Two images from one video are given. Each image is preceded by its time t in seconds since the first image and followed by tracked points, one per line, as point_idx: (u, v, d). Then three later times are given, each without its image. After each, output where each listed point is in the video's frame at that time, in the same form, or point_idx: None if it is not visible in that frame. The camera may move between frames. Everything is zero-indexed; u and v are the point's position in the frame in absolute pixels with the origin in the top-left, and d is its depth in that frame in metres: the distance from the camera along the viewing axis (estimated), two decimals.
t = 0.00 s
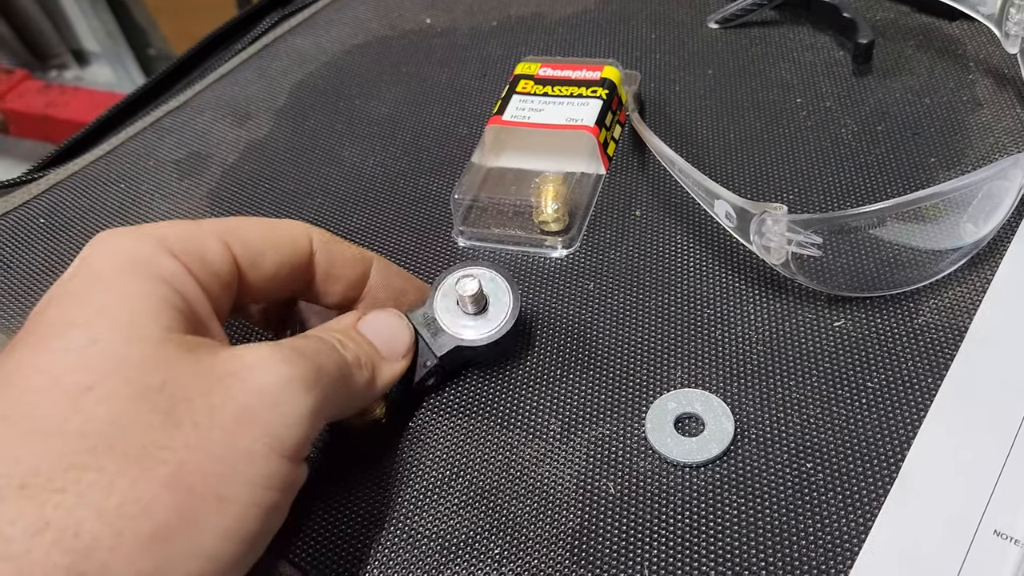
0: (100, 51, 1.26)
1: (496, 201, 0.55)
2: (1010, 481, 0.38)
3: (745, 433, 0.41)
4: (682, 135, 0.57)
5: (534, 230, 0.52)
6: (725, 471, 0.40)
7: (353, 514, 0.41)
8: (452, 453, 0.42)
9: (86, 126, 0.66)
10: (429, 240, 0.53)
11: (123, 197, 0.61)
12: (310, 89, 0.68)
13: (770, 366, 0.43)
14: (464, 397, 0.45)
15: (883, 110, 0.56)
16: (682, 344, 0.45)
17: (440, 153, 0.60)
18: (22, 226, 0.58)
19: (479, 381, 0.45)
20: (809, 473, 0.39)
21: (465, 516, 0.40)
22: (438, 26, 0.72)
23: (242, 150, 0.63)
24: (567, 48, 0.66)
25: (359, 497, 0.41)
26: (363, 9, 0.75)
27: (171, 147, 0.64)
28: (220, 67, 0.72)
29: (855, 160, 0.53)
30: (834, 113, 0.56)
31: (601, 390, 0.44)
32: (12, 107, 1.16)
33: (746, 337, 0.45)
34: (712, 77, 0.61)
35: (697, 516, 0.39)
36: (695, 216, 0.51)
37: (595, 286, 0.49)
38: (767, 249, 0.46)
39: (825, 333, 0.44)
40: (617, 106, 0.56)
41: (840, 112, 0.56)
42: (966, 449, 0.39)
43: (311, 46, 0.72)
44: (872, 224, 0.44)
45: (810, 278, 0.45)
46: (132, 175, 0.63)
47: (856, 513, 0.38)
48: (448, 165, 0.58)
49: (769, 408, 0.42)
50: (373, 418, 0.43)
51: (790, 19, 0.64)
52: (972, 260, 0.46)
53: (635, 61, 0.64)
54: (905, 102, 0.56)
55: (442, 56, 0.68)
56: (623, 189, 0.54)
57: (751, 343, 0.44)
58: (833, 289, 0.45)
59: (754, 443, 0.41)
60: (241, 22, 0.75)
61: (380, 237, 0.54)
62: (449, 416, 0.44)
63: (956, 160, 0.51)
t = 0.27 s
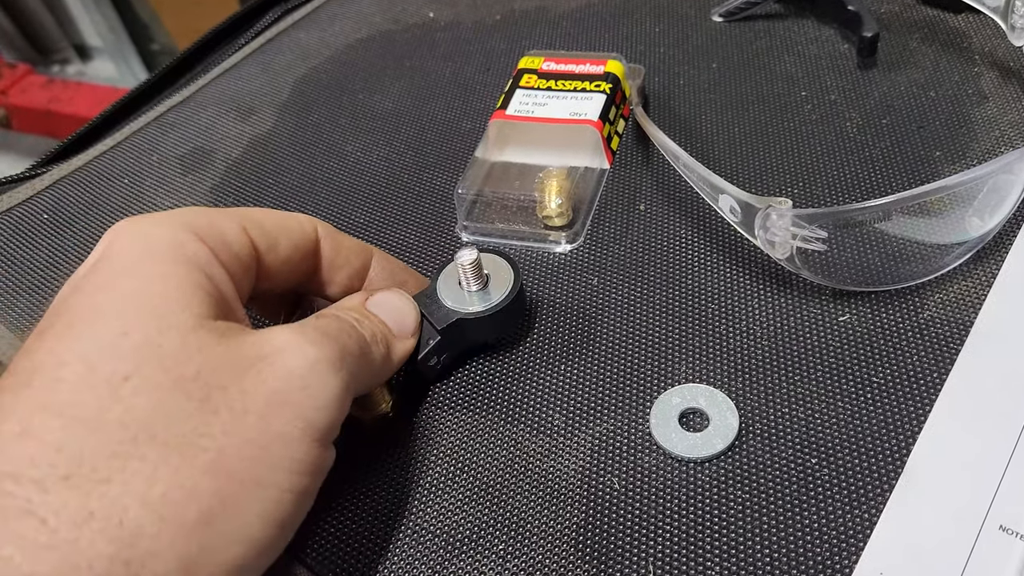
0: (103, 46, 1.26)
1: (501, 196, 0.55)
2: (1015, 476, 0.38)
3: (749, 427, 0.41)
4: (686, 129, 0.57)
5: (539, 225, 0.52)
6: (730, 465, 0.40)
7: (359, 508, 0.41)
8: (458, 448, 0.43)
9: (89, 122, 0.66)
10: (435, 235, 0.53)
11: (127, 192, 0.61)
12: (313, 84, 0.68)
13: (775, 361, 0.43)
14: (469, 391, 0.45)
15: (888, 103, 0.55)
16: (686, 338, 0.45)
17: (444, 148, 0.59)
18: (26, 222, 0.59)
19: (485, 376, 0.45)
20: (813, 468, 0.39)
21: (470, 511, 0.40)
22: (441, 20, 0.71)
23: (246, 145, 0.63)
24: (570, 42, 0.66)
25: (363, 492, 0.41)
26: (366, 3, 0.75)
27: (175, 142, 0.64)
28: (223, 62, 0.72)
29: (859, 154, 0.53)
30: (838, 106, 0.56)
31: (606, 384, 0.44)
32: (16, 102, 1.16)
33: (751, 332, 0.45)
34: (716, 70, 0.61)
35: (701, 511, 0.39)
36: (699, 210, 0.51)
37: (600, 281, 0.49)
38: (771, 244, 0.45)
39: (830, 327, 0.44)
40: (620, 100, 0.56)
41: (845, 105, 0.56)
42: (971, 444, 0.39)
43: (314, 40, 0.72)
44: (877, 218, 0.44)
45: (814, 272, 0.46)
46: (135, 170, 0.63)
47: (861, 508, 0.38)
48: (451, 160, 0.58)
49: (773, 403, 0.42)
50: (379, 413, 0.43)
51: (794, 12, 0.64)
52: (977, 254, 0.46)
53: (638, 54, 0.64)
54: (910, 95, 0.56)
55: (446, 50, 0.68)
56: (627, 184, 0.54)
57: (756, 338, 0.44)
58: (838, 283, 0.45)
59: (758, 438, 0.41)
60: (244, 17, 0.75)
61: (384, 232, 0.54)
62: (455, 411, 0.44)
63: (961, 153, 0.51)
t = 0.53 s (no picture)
0: (100, 49, 1.26)
1: (494, 203, 0.55)
2: (1003, 484, 0.38)
3: (740, 435, 0.41)
4: (679, 135, 0.58)
5: (532, 231, 0.53)
6: (718, 473, 0.40)
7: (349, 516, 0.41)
8: (449, 455, 0.43)
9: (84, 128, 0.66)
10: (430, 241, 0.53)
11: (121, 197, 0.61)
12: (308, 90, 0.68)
13: (766, 368, 0.43)
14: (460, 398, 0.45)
15: (880, 109, 0.56)
16: (678, 345, 0.45)
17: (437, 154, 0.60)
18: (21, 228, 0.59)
19: (477, 383, 0.46)
20: (803, 475, 0.39)
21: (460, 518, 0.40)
22: (436, 25, 0.72)
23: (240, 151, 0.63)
24: (564, 47, 0.66)
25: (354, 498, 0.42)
26: (361, 9, 0.75)
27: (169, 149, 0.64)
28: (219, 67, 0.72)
29: (851, 160, 0.53)
30: (830, 112, 0.56)
31: (598, 391, 0.44)
32: (13, 105, 1.16)
33: (742, 339, 0.45)
34: (709, 76, 0.61)
35: (691, 519, 0.39)
36: (691, 216, 0.52)
37: (592, 288, 0.49)
38: (762, 251, 0.46)
39: (821, 335, 0.44)
40: (613, 107, 0.56)
41: (837, 111, 0.56)
42: (961, 452, 0.39)
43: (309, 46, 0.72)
44: (868, 226, 0.45)
45: (807, 280, 0.46)
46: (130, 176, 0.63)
47: (851, 515, 0.38)
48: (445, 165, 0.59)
49: (764, 410, 0.42)
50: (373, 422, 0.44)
51: (787, 18, 0.64)
52: (967, 261, 0.46)
53: (632, 60, 0.64)
54: (901, 101, 0.56)
55: (440, 56, 0.68)
56: (620, 190, 0.54)
57: (747, 345, 0.45)
58: (829, 290, 0.45)
59: (749, 445, 0.41)
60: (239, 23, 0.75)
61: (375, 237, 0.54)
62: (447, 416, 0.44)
63: (952, 160, 0.51)
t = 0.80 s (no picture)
0: (100, 51, 1.26)
1: (496, 204, 0.55)
2: (1004, 482, 0.38)
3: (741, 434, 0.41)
4: (680, 136, 0.58)
5: (533, 231, 0.53)
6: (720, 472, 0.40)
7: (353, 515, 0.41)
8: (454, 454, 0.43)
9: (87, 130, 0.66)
10: (431, 242, 0.54)
11: (123, 199, 0.61)
12: (309, 91, 0.68)
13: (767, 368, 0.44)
14: (463, 397, 0.45)
15: (880, 110, 0.56)
16: (679, 345, 0.45)
17: (438, 154, 0.60)
18: (24, 230, 0.59)
19: (479, 382, 0.46)
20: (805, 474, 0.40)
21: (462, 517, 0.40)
22: (436, 27, 0.72)
23: (242, 152, 0.63)
24: (565, 48, 0.67)
25: (356, 498, 0.42)
26: (362, 10, 0.75)
27: (171, 151, 0.65)
28: (221, 69, 0.72)
29: (851, 160, 0.53)
30: (831, 113, 0.57)
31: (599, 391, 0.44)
32: (14, 107, 1.16)
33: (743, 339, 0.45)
34: (710, 77, 0.62)
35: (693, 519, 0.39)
36: (692, 216, 0.52)
37: (594, 288, 0.49)
38: (763, 251, 0.46)
39: (821, 334, 0.45)
40: (615, 107, 0.56)
41: (837, 112, 0.57)
42: (962, 450, 0.39)
43: (311, 47, 0.72)
44: (868, 225, 0.45)
45: (807, 279, 0.46)
46: (132, 177, 0.63)
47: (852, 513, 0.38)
48: (447, 166, 0.59)
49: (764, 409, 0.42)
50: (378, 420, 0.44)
51: (787, 19, 0.64)
52: (968, 260, 0.46)
53: (632, 61, 0.64)
54: (901, 102, 0.56)
55: (441, 57, 0.69)
56: (621, 190, 0.54)
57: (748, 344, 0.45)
58: (830, 290, 0.46)
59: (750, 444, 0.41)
60: (241, 25, 0.75)
61: (377, 239, 0.55)
62: (450, 414, 0.44)
63: (952, 160, 0.52)
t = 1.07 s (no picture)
0: (100, 54, 1.26)
1: (493, 206, 0.55)
2: (999, 482, 0.38)
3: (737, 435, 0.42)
4: (677, 139, 0.58)
5: (530, 233, 0.53)
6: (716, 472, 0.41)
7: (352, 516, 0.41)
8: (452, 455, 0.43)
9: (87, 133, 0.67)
10: (429, 244, 0.54)
11: (122, 202, 0.61)
12: (308, 95, 0.68)
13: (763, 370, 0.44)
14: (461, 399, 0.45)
15: (875, 113, 0.56)
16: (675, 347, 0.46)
17: (436, 157, 0.60)
18: (23, 233, 0.59)
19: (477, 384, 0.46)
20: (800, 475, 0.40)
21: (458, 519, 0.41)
22: (434, 30, 0.72)
23: (240, 155, 0.64)
24: (563, 52, 0.67)
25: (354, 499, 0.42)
26: (361, 14, 0.76)
27: (171, 154, 0.65)
28: (220, 72, 0.72)
29: (847, 162, 0.54)
30: (827, 116, 0.57)
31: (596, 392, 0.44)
32: (14, 110, 1.17)
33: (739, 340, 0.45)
34: (706, 80, 0.62)
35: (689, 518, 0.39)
36: (688, 218, 0.52)
37: (591, 290, 0.49)
38: (759, 253, 0.46)
39: (817, 336, 0.45)
40: (612, 110, 0.56)
41: (833, 115, 0.57)
42: (956, 450, 0.40)
43: (309, 51, 0.73)
44: (863, 227, 0.45)
45: (803, 281, 0.46)
46: (132, 180, 0.63)
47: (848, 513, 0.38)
48: (445, 169, 0.59)
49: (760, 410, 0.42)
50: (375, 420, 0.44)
51: (783, 23, 0.65)
52: (962, 262, 0.46)
53: (630, 64, 0.64)
54: (897, 105, 0.56)
55: (439, 61, 0.69)
56: (618, 193, 0.55)
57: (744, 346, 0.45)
58: (825, 292, 0.46)
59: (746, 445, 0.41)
60: (240, 28, 0.76)
61: (375, 241, 0.55)
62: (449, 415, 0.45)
63: (946, 162, 0.52)
